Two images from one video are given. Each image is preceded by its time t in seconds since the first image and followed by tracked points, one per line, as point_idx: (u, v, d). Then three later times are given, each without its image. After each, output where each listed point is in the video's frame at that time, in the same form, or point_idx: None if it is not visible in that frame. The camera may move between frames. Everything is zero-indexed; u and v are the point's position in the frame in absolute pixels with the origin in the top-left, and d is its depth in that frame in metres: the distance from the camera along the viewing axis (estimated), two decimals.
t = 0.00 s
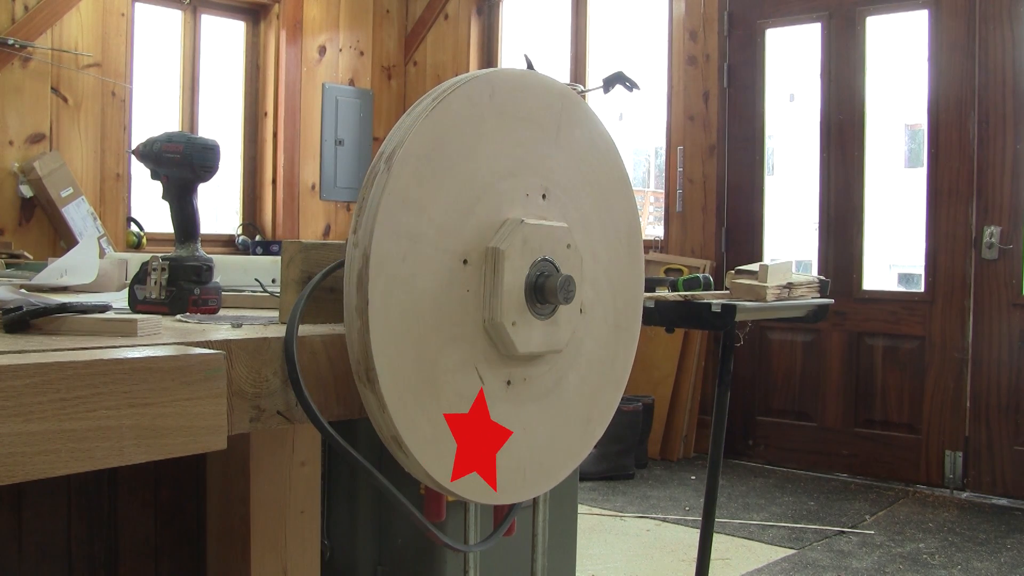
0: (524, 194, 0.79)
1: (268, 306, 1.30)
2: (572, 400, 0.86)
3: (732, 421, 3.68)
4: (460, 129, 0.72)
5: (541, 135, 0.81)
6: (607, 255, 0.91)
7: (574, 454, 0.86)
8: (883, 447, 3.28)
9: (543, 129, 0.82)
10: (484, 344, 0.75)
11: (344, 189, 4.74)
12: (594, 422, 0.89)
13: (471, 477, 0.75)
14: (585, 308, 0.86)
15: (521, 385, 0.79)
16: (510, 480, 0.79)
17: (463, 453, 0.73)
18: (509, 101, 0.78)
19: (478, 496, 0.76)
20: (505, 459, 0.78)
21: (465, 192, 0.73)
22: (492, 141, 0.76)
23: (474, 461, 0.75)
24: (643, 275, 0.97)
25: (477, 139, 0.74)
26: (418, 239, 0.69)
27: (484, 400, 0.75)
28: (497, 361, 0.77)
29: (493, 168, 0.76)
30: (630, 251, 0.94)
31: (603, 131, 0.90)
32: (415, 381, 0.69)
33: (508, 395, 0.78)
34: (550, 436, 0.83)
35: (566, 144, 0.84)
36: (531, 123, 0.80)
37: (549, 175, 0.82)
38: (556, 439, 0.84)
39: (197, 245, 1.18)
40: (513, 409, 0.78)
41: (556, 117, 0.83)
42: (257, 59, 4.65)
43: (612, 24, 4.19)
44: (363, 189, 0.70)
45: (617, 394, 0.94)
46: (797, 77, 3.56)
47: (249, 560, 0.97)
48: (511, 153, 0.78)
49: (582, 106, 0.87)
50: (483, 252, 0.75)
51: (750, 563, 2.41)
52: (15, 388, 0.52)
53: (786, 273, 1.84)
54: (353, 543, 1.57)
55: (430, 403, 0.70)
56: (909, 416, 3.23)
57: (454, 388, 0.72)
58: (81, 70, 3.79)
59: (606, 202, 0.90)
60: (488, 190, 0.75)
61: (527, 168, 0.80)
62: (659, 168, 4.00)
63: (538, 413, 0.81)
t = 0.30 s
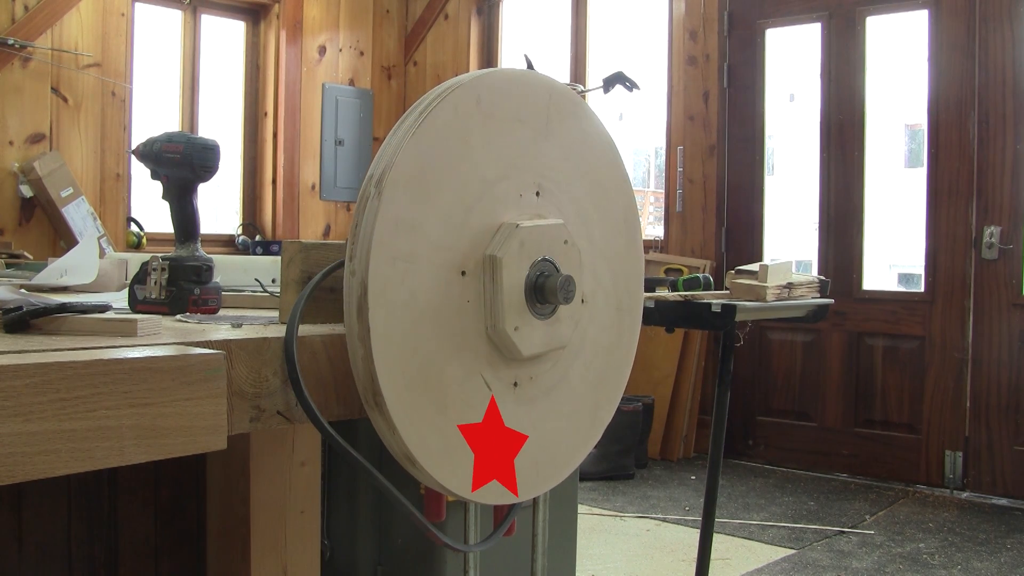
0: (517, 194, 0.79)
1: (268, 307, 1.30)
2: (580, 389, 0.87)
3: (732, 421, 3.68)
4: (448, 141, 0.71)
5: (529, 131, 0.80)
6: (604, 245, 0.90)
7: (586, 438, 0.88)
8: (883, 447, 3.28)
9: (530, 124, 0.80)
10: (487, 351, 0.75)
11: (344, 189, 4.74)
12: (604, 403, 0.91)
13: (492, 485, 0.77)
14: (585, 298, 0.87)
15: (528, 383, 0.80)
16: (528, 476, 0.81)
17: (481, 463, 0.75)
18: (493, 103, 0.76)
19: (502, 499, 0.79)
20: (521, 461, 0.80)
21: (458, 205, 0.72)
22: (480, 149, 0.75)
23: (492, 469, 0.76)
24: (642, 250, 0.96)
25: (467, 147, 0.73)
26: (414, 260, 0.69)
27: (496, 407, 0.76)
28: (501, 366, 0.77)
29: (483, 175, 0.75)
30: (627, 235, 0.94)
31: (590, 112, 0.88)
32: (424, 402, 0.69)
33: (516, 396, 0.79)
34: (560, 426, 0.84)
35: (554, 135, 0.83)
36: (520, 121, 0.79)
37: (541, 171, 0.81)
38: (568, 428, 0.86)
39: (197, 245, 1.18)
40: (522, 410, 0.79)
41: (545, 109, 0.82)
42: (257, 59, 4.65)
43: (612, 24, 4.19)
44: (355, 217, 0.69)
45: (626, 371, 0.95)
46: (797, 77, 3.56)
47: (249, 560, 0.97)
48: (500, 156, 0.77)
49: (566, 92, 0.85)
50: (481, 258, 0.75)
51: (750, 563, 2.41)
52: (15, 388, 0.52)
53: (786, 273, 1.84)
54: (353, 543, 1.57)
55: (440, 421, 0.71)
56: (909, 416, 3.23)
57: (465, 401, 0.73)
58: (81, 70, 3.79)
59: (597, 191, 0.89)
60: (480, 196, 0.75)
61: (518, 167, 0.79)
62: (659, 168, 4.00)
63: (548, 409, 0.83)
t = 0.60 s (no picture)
0: (513, 194, 0.78)
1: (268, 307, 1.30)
2: (585, 379, 0.88)
3: (733, 421, 3.68)
4: (439, 149, 0.70)
5: (521, 130, 0.79)
6: (601, 238, 0.90)
7: (593, 425, 0.90)
8: (884, 447, 3.28)
9: (522, 123, 0.79)
10: (490, 355, 0.76)
11: (344, 189, 4.74)
12: (609, 389, 0.92)
13: (509, 489, 0.80)
14: (586, 290, 0.87)
15: (533, 381, 0.81)
16: (539, 472, 0.83)
17: (496, 470, 0.77)
18: (483, 108, 0.75)
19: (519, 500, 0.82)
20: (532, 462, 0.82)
21: (454, 215, 0.72)
22: (473, 155, 0.74)
23: (505, 473, 0.78)
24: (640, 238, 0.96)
25: (459, 153, 0.72)
26: (413, 275, 0.69)
27: (505, 411, 0.77)
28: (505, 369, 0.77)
29: (479, 181, 0.75)
30: (625, 225, 0.93)
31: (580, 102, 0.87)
32: (433, 416, 0.70)
33: (522, 395, 0.79)
34: (566, 419, 0.86)
35: (547, 131, 0.82)
36: (510, 121, 0.78)
37: (535, 169, 0.81)
38: (574, 420, 0.87)
39: (197, 245, 1.18)
40: (529, 410, 0.80)
41: (536, 106, 0.81)
42: (257, 60, 4.65)
43: (612, 24, 4.19)
44: (351, 238, 0.69)
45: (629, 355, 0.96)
46: (797, 77, 3.56)
47: (249, 560, 0.97)
48: (493, 159, 0.76)
49: (556, 85, 0.83)
50: (479, 264, 0.74)
51: (750, 563, 2.41)
52: (15, 388, 0.52)
53: (786, 274, 1.84)
54: (354, 543, 1.57)
55: (449, 433, 0.72)
56: (909, 416, 3.23)
57: (473, 409, 0.74)
58: (81, 70, 3.79)
59: (591, 185, 0.88)
60: (476, 202, 0.74)
61: (512, 167, 0.78)
62: (659, 168, 4.00)
63: (553, 405, 0.84)
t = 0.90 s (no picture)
0: (508, 194, 0.78)
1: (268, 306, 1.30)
2: (589, 370, 0.88)
3: (733, 421, 3.68)
4: (433, 159, 0.70)
5: (515, 130, 0.79)
6: (598, 233, 0.90)
7: (601, 414, 0.91)
8: (884, 447, 3.28)
9: (516, 123, 0.79)
10: (493, 359, 0.76)
11: (344, 189, 4.74)
12: (615, 376, 0.93)
13: (522, 490, 0.81)
14: (586, 283, 0.87)
15: (538, 378, 0.81)
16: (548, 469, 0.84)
17: (507, 473, 0.78)
18: (475, 112, 0.74)
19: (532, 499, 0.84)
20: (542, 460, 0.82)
21: (450, 223, 0.72)
22: (467, 160, 0.74)
23: (515, 474, 0.79)
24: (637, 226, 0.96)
25: (452, 160, 0.72)
26: (411, 287, 0.68)
27: (512, 414, 0.78)
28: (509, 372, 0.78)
29: (475, 186, 0.74)
30: (622, 219, 0.93)
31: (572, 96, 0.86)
32: (440, 425, 0.71)
33: (527, 395, 0.80)
34: (573, 414, 0.86)
35: (540, 129, 0.82)
36: (504, 122, 0.77)
37: (530, 167, 0.81)
38: (580, 413, 0.87)
39: (197, 245, 1.18)
40: (535, 409, 0.81)
41: (529, 104, 0.80)
42: (257, 59, 4.65)
43: (612, 24, 4.19)
44: (349, 252, 0.69)
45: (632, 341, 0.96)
46: (797, 77, 3.56)
47: (249, 560, 0.97)
48: (488, 162, 0.76)
49: (548, 81, 0.83)
50: (477, 269, 0.74)
51: (750, 563, 2.41)
52: (15, 388, 0.52)
53: (786, 274, 1.84)
54: (354, 542, 1.57)
55: (457, 441, 0.72)
56: (909, 416, 3.23)
57: (479, 415, 0.74)
58: (81, 70, 3.79)
59: (587, 181, 0.88)
60: (473, 207, 0.74)
61: (507, 167, 0.78)
62: (659, 168, 4.00)
63: (559, 401, 0.84)
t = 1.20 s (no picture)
0: (506, 195, 0.78)
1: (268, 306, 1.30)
2: (591, 365, 0.88)
3: (733, 420, 3.68)
4: (428, 165, 0.70)
5: (510, 130, 0.79)
6: (597, 229, 0.90)
7: (605, 408, 0.91)
8: (884, 447, 3.28)
9: (511, 123, 0.79)
10: (495, 362, 0.76)
11: (344, 189, 4.74)
12: (618, 370, 0.93)
13: (526, 491, 0.81)
14: (586, 279, 0.87)
15: (541, 377, 0.81)
16: (552, 467, 0.84)
17: (513, 475, 0.78)
18: (469, 114, 0.74)
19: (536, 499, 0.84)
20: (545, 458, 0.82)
21: (448, 228, 0.72)
22: (463, 164, 0.73)
23: (520, 474, 0.79)
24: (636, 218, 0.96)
25: (447, 165, 0.72)
26: (411, 296, 0.68)
27: (514, 415, 0.78)
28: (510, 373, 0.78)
29: (472, 189, 0.74)
30: (620, 215, 0.93)
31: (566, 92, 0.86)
32: (443, 430, 0.71)
33: (530, 396, 0.80)
34: (576, 411, 0.86)
35: (536, 127, 0.82)
36: (498, 123, 0.77)
37: (526, 166, 0.80)
38: (584, 408, 0.87)
39: (197, 245, 1.18)
40: (538, 408, 0.81)
41: (523, 102, 0.80)
42: (257, 59, 4.65)
43: (611, 24, 4.19)
44: (348, 263, 0.69)
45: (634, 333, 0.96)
46: (797, 77, 3.56)
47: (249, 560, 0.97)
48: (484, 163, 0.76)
49: (541, 79, 0.83)
50: (476, 272, 0.74)
51: (750, 563, 2.41)
52: (14, 388, 0.52)
53: (786, 273, 1.84)
54: (354, 543, 1.57)
55: (461, 445, 0.72)
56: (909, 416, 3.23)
57: (481, 417, 0.74)
58: (81, 70, 3.79)
59: (583, 177, 0.88)
60: (471, 210, 0.74)
61: (503, 168, 0.78)
62: (659, 168, 4.00)
63: (561, 399, 0.84)
